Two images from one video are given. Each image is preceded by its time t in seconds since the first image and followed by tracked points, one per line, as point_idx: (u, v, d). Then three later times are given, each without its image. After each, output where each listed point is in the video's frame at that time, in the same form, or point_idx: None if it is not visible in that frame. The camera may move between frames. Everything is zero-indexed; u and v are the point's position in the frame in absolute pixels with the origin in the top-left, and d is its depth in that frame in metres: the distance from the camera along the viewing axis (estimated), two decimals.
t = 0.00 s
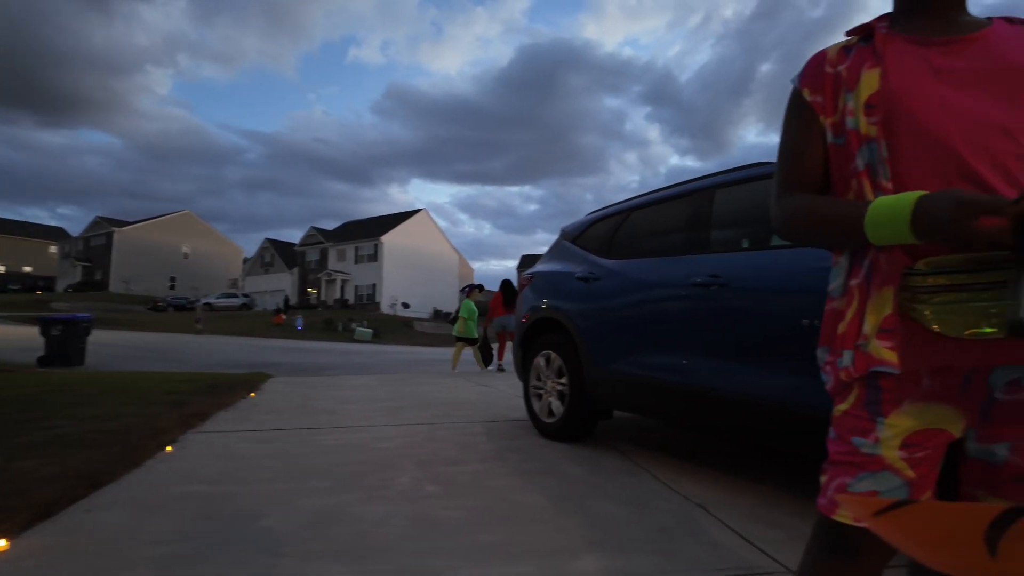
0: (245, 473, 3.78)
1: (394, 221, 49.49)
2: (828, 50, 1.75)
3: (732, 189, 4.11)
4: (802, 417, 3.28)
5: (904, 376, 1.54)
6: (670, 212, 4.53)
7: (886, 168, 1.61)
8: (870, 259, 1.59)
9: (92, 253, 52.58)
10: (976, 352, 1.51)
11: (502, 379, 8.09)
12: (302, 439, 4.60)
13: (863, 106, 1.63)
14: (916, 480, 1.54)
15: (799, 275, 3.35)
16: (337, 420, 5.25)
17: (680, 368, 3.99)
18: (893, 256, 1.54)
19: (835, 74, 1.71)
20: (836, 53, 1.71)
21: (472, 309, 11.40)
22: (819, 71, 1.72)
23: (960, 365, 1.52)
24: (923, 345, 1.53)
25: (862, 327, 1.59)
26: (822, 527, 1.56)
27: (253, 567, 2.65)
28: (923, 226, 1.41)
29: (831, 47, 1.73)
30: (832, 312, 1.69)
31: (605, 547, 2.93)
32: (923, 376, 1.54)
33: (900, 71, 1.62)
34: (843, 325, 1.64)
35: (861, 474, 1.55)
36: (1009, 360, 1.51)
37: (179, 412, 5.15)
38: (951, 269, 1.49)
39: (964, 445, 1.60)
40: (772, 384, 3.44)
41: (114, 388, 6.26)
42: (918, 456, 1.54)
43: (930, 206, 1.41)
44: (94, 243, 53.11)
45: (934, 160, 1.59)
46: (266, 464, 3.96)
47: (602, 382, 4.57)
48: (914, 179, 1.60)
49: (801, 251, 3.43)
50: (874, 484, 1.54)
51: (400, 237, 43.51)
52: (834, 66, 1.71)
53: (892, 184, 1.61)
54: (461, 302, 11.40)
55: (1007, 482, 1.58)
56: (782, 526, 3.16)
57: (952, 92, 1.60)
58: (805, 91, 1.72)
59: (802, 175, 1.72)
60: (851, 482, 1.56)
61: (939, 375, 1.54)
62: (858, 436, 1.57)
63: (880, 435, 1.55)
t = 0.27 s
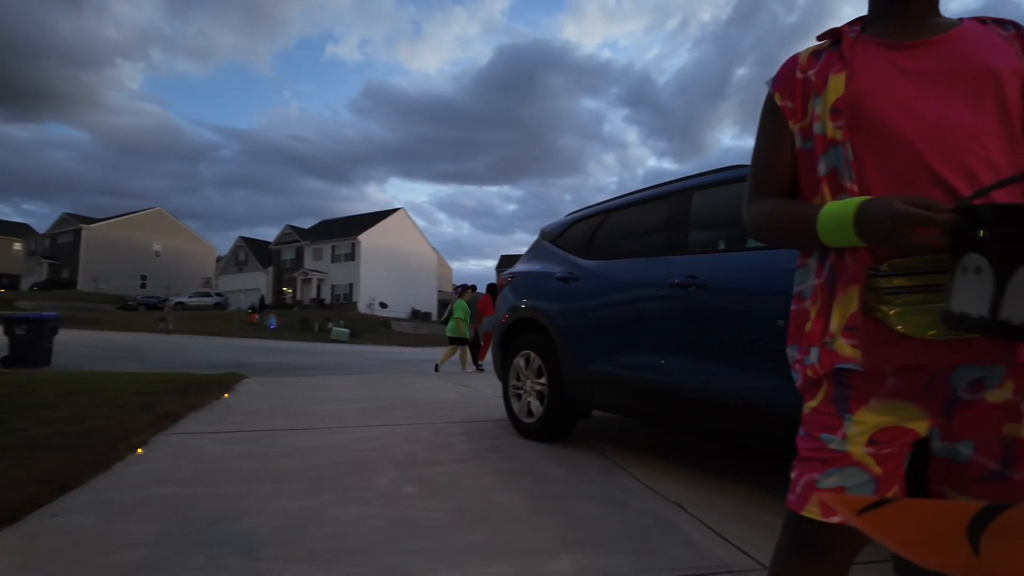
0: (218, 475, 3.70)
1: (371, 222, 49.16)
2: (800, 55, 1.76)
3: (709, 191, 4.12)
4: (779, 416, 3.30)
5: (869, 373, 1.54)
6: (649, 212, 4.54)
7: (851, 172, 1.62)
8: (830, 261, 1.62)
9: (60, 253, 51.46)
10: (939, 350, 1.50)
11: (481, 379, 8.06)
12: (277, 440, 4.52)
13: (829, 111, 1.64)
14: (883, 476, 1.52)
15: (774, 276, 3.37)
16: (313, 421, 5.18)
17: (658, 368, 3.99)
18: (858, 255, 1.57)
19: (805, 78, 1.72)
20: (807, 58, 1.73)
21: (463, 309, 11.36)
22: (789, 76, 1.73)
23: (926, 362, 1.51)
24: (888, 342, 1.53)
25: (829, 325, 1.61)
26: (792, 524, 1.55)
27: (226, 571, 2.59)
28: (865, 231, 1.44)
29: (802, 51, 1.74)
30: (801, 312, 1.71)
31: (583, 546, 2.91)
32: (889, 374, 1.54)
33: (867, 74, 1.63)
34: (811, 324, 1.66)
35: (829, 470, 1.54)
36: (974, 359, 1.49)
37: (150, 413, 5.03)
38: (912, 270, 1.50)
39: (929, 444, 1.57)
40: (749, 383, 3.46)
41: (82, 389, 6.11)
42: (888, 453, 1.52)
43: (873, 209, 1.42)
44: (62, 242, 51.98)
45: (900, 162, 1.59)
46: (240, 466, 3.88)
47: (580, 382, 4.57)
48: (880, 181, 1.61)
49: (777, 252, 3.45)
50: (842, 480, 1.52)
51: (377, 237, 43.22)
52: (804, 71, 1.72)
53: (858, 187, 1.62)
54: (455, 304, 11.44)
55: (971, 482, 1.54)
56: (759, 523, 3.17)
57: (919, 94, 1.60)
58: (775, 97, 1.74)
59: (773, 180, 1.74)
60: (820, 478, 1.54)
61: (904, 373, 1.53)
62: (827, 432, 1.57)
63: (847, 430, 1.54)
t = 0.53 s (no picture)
0: (202, 477, 3.64)
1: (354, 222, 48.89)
2: (785, 52, 1.75)
3: (696, 193, 4.13)
4: (765, 415, 3.31)
5: (837, 368, 1.55)
6: (636, 214, 4.54)
7: (829, 171, 1.61)
8: (797, 260, 1.62)
9: (34, 253, 50.56)
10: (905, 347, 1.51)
11: (467, 380, 8.03)
12: (260, 441, 4.45)
13: (811, 108, 1.64)
14: (853, 469, 1.53)
15: (759, 278, 3.38)
16: (297, 422, 5.11)
17: (644, 368, 3.99)
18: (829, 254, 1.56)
19: (789, 76, 1.71)
20: (793, 56, 1.72)
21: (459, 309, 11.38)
22: (773, 72, 1.72)
23: (891, 358, 1.52)
24: (856, 338, 1.54)
25: (798, 321, 1.60)
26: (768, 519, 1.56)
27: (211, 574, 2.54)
28: (841, 233, 1.43)
29: (788, 48, 1.73)
30: (772, 308, 1.71)
31: (571, 545, 2.90)
32: (858, 369, 1.54)
33: (849, 74, 1.64)
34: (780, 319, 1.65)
35: (800, 463, 1.54)
36: (940, 356, 1.50)
37: (131, 414, 4.95)
38: (877, 267, 1.53)
39: (897, 440, 1.57)
40: (735, 384, 3.46)
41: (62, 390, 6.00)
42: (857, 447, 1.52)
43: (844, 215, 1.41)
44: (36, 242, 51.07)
45: (877, 162, 1.59)
46: (224, 468, 3.82)
47: (566, 383, 4.57)
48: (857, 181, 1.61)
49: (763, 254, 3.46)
50: (813, 473, 1.52)
51: (359, 238, 42.98)
52: (788, 68, 1.71)
53: (835, 186, 1.62)
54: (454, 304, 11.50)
55: (937, 478, 1.54)
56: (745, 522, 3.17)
57: (899, 98, 1.60)
58: (758, 92, 1.73)
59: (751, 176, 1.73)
60: (791, 471, 1.54)
61: (870, 369, 1.53)
62: (799, 427, 1.57)
63: (818, 424, 1.54)
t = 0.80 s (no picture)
0: (187, 478, 3.59)
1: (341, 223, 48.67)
2: (771, 50, 1.72)
3: (684, 193, 4.13)
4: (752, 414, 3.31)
5: (814, 364, 1.52)
6: (624, 214, 4.54)
7: (818, 170, 1.59)
8: (782, 255, 1.61)
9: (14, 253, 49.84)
10: (881, 346, 1.53)
11: (455, 380, 8.00)
12: (246, 442, 4.40)
13: (802, 106, 1.61)
14: (830, 464, 1.50)
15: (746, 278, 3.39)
16: (283, 422, 5.06)
17: (632, 368, 3.99)
18: (814, 251, 1.56)
19: (776, 74, 1.68)
20: (780, 54, 1.69)
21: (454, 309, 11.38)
22: (760, 69, 1.68)
23: (868, 356, 1.53)
24: (832, 334, 1.54)
25: (776, 317, 1.58)
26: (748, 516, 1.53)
27: None
28: (840, 233, 1.41)
29: (775, 47, 1.70)
30: (750, 305, 1.68)
31: (560, 544, 2.89)
32: (833, 364, 1.53)
33: (840, 74, 1.62)
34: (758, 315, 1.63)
35: (780, 459, 1.51)
36: (912, 354, 1.54)
37: (114, 415, 4.87)
38: (858, 268, 1.53)
39: (870, 436, 1.62)
40: (722, 383, 3.46)
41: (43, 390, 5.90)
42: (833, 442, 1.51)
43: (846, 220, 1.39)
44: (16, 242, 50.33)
45: (866, 163, 1.59)
46: (209, 469, 3.77)
47: (554, 382, 4.56)
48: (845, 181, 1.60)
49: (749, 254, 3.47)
50: (793, 468, 1.49)
51: (346, 238, 42.77)
52: (775, 66, 1.68)
53: (823, 185, 1.59)
54: (447, 305, 11.51)
55: (907, 475, 1.60)
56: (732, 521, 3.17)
57: (886, 103, 1.61)
58: (746, 87, 1.68)
59: (736, 173, 1.68)
60: (771, 468, 1.51)
61: (847, 365, 1.54)
62: (776, 422, 1.54)
63: (795, 419, 1.52)
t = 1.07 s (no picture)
0: (170, 479, 3.55)
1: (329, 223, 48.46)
2: (748, 54, 1.72)
3: (670, 194, 4.14)
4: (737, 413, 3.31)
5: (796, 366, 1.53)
6: (611, 214, 4.54)
7: (796, 172, 1.60)
8: (767, 259, 1.60)
9: None
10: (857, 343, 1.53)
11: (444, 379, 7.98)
12: (231, 442, 4.36)
13: (780, 111, 1.61)
14: (813, 462, 1.50)
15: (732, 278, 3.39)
16: (268, 422, 5.02)
17: (619, 367, 3.99)
18: (795, 255, 1.57)
19: (754, 78, 1.68)
20: (758, 58, 1.69)
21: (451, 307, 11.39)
22: (739, 73, 1.67)
23: (844, 354, 1.53)
24: (811, 334, 1.54)
25: (759, 319, 1.59)
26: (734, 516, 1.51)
27: None
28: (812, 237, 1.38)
29: (753, 50, 1.70)
30: (732, 307, 1.68)
31: (546, 544, 2.87)
32: (813, 365, 1.54)
33: (815, 78, 1.63)
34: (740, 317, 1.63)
35: (766, 457, 1.50)
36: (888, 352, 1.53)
37: (96, 415, 4.81)
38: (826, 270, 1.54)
39: (850, 433, 1.63)
40: (708, 382, 3.47)
41: (24, 391, 5.83)
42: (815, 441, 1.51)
43: (816, 215, 1.37)
44: None
45: (839, 166, 1.59)
46: (193, 469, 3.73)
47: (541, 382, 4.55)
48: (820, 184, 1.60)
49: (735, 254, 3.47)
50: (779, 466, 1.48)
51: (334, 238, 42.58)
52: (753, 70, 1.68)
53: (802, 188, 1.60)
54: (440, 304, 11.44)
55: (882, 472, 1.59)
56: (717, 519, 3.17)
57: (861, 106, 1.61)
58: (726, 92, 1.67)
59: (718, 176, 1.65)
60: (757, 466, 1.50)
61: (827, 364, 1.55)
62: (760, 422, 1.54)
63: (779, 417, 1.52)
